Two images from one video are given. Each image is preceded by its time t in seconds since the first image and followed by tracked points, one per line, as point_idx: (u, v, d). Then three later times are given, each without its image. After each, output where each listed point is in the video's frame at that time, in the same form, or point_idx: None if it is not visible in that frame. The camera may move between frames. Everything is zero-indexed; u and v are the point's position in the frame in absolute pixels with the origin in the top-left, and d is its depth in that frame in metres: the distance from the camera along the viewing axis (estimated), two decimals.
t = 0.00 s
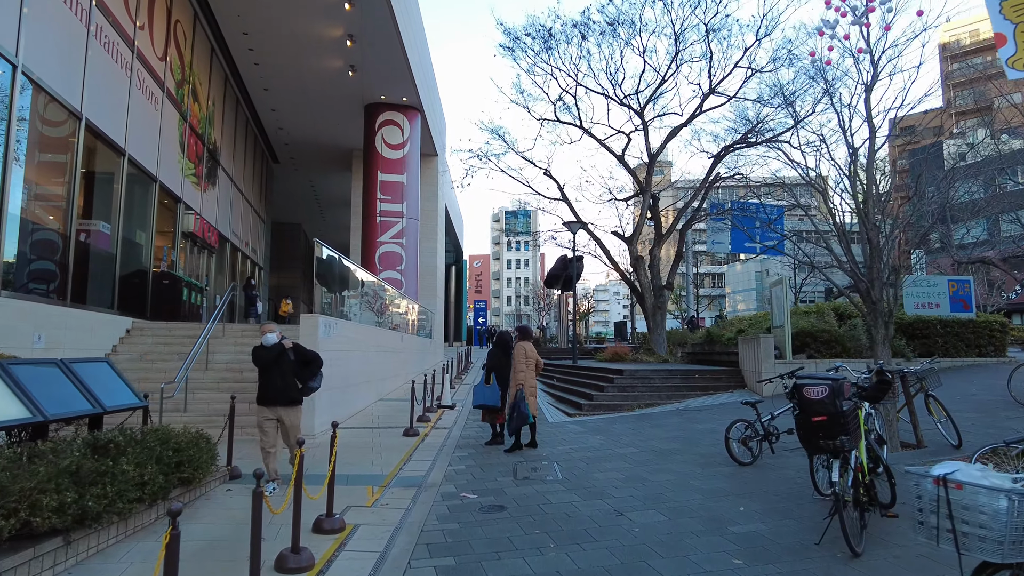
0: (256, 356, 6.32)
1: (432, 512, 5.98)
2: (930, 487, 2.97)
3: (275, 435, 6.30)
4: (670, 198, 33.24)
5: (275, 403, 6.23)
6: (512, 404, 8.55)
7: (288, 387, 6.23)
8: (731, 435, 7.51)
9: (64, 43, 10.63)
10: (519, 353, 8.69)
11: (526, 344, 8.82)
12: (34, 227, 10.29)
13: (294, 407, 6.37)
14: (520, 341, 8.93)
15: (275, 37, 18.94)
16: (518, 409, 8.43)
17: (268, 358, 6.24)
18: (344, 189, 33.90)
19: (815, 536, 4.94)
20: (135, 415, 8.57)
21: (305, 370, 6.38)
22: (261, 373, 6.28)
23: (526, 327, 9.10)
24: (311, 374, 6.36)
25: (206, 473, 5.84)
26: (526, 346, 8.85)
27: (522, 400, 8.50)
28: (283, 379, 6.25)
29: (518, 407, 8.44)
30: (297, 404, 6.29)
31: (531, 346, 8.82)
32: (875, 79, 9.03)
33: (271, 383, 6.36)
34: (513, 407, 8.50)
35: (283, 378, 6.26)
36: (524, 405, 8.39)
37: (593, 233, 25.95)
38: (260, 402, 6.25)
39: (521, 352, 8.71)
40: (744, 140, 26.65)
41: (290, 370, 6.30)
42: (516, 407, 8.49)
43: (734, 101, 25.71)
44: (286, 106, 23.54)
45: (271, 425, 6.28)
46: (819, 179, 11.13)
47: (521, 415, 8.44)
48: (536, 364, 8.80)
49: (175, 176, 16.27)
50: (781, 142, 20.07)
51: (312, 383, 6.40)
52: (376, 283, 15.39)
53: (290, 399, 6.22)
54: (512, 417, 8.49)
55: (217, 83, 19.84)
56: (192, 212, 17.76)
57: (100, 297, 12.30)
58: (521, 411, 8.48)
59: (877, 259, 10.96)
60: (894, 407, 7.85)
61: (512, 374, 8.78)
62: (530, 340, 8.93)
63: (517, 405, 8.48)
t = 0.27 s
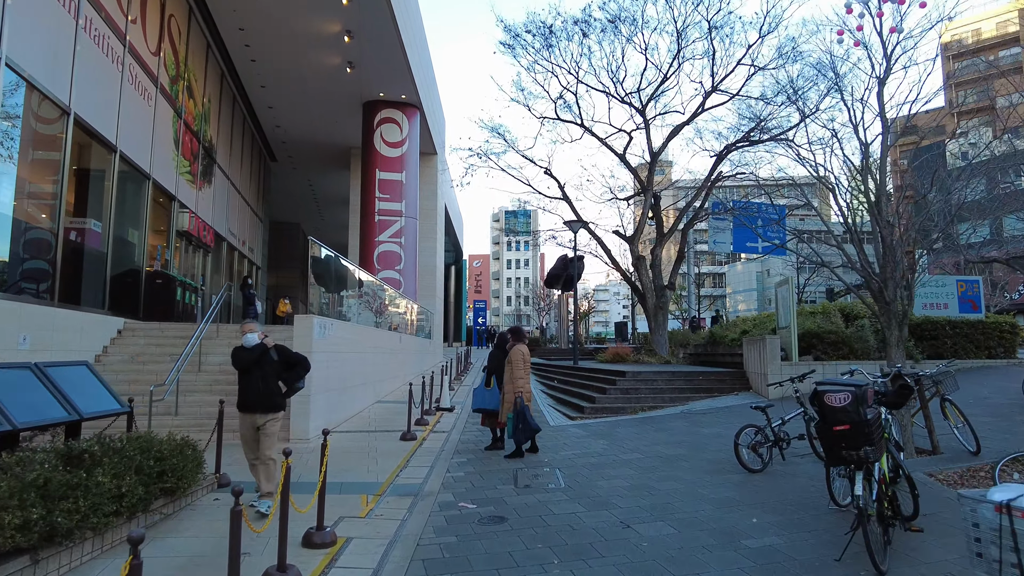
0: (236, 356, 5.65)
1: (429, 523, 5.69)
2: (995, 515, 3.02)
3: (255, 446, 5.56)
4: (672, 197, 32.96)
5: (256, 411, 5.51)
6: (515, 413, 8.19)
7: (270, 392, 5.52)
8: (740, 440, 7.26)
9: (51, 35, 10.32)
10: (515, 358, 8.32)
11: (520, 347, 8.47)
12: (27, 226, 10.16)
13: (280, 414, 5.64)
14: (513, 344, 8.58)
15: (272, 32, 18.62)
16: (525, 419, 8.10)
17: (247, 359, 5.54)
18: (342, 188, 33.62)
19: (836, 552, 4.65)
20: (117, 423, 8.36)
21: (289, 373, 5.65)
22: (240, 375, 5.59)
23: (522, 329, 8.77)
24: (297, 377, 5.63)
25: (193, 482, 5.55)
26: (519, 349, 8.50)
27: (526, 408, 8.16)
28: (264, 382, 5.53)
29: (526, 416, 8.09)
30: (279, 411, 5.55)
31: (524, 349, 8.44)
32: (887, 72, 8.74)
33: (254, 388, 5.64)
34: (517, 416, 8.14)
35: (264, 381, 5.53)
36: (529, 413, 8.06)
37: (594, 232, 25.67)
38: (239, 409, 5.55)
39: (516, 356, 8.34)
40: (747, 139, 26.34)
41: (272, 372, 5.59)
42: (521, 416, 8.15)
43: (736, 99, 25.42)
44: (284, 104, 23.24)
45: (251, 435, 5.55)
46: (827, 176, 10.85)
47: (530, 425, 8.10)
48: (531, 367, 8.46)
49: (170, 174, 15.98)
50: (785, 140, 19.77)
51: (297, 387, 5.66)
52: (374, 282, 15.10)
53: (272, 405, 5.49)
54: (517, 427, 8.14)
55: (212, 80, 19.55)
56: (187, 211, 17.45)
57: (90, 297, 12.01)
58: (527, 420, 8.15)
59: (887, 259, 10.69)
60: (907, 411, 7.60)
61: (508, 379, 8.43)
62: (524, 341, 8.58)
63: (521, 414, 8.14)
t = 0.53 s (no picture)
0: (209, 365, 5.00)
1: (424, 533, 5.40)
2: None
3: (226, 467, 4.91)
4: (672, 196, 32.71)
5: (230, 428, 4.87)
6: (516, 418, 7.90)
7: (246, 407, 4.87)
8: (748, 444, 6.97)
9: (37, 27, 10.03)
10: (510, 360, 8.03)
11: (513, 348, 8.20)
12: (18, 226, 9.95)
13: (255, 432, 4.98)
14: (505, 345, 8.30)
15: (268, 28, 18.33)
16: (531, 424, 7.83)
17: (223, 369, 4.92)
18: (340, 187, 33.33)
19: (857, 566, 4.37)
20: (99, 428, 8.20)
21: (268, 386, 5.01)
22: (213, 387, 4.94)
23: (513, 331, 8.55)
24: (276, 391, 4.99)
25: (175, 490, 5.27)
26: (512, 350, 8.23)
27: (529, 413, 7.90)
28: (240, 396, 4.89)
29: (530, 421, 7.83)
30: (255, 428, 4.91)
31: (518, 349, 8.21)
32: (898, 63, 8.48)
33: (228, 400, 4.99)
34: (520, 422, 7.86)
35: (239, 395, 4.89)
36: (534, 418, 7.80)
37: (594, 231, 25.40)
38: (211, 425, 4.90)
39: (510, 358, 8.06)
40: (748, 137, 26.09)
41: (249, 384, 4.94)
42: (525, 422, 7.87)
43: (738, 96, 25.14)
44: (279, 100, 22.95)
45: (221, 455, 4.90)
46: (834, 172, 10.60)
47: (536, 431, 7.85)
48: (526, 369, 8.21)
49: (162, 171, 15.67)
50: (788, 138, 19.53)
51: (276, 403, 4.99)
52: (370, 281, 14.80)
53: (247, 421, 4.84)
54: (521, 433, 7.86)
55: (207, 76, 19.24)
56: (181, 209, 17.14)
57: (79, 296, 11.73)
58: (531, 425, 7.89)
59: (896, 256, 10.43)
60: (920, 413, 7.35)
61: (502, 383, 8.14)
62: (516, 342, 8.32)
63: (523, 419, 7.86)
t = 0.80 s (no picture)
0: (174, 366, 4.29)
1: (416, 546, 5.08)
2: None
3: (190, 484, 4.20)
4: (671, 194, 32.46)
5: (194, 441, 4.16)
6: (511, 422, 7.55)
7: (215, 416, 4.20)
8: (758, 450, 6.62)
9: (21, 17, 9.71)
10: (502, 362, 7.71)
11: (503, 350, 7.88)
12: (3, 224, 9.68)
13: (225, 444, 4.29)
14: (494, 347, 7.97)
15: (262, 22, 18.02)
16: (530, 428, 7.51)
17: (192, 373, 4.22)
18: (337, 185, 33.00)
19: None
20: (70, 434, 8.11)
21: (239, 392, 4.30)
22: (176, 393, 4.21)
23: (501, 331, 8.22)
24: (250, 396, 4.31)
25: (152, 500, 4.95)
26: (503, 352, 7.91)
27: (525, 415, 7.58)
28: (209, 402, 4.22)
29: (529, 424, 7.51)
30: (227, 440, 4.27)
31: (507, 349, 7.89)
32: (910, 54, 8.19)
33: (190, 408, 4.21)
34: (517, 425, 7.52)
35: (207, 401, 4.21)
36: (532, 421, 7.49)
37: (593, 231, 25.13)
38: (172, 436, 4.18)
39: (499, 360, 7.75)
40: (749, 135, 25.84)
41: (220, 390, 4.26)
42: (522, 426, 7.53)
43: (739, 93, 24.86)
44: (275, 97, 22.62)
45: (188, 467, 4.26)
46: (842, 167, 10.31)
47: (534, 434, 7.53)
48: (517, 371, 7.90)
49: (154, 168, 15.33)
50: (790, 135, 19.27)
51: (248, 410, 4.30)
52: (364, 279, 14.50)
53: (216, 433, 4.18)
54: (517, 438, 7.51)
55: (200, 71, 18.92)
56: (173, 207, 16.79)
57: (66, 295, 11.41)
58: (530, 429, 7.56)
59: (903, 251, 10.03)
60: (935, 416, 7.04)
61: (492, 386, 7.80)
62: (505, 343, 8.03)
63: (519, 423, 7.52)
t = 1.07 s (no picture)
0: (122, 377, 3.88)
1: (408, 561, 4.78)
2: None
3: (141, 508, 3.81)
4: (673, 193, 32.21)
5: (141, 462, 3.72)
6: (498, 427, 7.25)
7: (161, 435, 3.74)
8: (768, 457, 6.35)
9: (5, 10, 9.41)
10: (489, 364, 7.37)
11: (492, 352, 7.53)
12: None
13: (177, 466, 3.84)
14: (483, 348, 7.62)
15: (258, 19, 17.74)
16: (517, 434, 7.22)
17: (135, 389, 3.79)
18: (335, 185, 32.73)
19: None
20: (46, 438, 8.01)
21: (189, 408, 3.84)
22: (120, 409, 3.79)
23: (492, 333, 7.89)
24: (205, 414, 3.85)
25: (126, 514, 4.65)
26: (491, 353, 7.57)
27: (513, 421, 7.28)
28: (156, 419, 3.77)
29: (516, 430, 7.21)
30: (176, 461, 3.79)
31: (495, 352, 7.56)
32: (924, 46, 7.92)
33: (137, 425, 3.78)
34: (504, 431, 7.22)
35: (154, 418, 3.77)
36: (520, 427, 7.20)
37: (594, 230, 24.86)
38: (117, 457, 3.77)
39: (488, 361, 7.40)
40: (752, 133, 25.59)
41: (169, 404, 3.81)
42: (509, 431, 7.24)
43: (742, 91, 24.62)
44: (271, 95, 22.34)
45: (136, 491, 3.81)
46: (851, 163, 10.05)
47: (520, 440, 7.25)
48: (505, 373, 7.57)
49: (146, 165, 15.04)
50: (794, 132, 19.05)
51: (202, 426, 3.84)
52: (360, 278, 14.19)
53: (161, 455, 3.71)
54: (503, 444, 7.23)
55: (195, 69, 18.65)
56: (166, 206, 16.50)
57: (54, 296, 11.13)
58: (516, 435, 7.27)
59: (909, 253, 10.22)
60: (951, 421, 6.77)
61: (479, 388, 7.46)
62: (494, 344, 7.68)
63: (506, 429, 7.22)
